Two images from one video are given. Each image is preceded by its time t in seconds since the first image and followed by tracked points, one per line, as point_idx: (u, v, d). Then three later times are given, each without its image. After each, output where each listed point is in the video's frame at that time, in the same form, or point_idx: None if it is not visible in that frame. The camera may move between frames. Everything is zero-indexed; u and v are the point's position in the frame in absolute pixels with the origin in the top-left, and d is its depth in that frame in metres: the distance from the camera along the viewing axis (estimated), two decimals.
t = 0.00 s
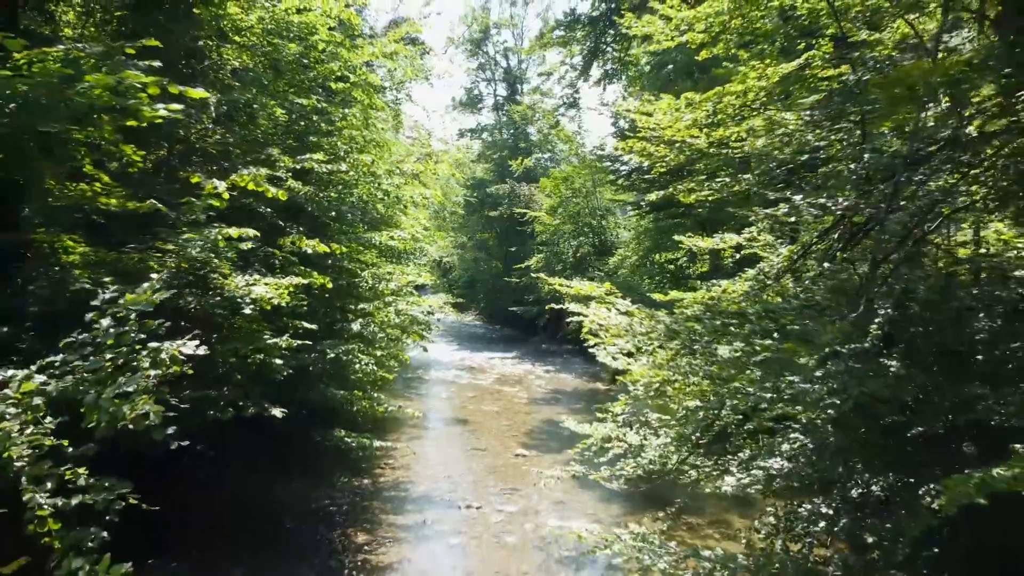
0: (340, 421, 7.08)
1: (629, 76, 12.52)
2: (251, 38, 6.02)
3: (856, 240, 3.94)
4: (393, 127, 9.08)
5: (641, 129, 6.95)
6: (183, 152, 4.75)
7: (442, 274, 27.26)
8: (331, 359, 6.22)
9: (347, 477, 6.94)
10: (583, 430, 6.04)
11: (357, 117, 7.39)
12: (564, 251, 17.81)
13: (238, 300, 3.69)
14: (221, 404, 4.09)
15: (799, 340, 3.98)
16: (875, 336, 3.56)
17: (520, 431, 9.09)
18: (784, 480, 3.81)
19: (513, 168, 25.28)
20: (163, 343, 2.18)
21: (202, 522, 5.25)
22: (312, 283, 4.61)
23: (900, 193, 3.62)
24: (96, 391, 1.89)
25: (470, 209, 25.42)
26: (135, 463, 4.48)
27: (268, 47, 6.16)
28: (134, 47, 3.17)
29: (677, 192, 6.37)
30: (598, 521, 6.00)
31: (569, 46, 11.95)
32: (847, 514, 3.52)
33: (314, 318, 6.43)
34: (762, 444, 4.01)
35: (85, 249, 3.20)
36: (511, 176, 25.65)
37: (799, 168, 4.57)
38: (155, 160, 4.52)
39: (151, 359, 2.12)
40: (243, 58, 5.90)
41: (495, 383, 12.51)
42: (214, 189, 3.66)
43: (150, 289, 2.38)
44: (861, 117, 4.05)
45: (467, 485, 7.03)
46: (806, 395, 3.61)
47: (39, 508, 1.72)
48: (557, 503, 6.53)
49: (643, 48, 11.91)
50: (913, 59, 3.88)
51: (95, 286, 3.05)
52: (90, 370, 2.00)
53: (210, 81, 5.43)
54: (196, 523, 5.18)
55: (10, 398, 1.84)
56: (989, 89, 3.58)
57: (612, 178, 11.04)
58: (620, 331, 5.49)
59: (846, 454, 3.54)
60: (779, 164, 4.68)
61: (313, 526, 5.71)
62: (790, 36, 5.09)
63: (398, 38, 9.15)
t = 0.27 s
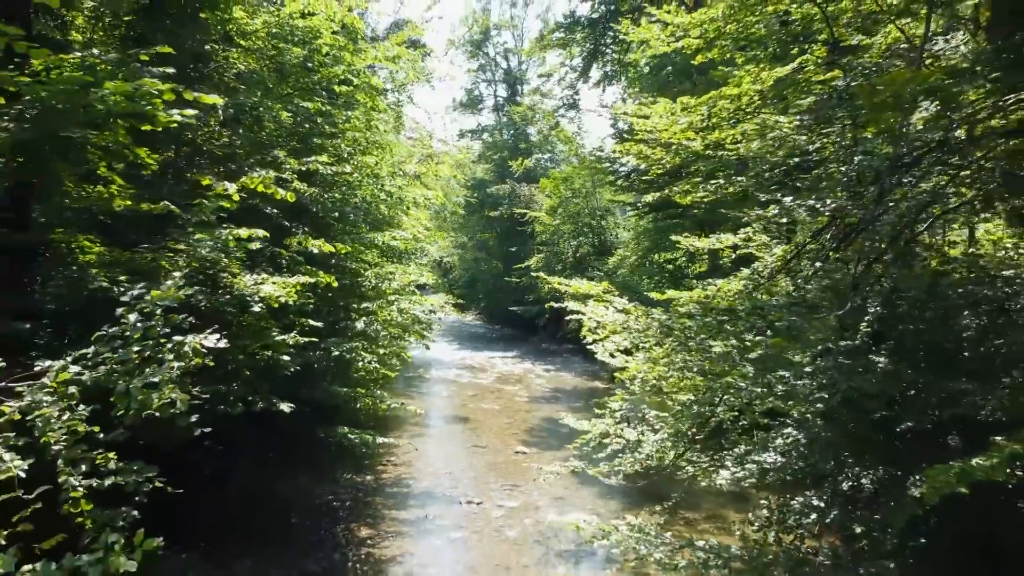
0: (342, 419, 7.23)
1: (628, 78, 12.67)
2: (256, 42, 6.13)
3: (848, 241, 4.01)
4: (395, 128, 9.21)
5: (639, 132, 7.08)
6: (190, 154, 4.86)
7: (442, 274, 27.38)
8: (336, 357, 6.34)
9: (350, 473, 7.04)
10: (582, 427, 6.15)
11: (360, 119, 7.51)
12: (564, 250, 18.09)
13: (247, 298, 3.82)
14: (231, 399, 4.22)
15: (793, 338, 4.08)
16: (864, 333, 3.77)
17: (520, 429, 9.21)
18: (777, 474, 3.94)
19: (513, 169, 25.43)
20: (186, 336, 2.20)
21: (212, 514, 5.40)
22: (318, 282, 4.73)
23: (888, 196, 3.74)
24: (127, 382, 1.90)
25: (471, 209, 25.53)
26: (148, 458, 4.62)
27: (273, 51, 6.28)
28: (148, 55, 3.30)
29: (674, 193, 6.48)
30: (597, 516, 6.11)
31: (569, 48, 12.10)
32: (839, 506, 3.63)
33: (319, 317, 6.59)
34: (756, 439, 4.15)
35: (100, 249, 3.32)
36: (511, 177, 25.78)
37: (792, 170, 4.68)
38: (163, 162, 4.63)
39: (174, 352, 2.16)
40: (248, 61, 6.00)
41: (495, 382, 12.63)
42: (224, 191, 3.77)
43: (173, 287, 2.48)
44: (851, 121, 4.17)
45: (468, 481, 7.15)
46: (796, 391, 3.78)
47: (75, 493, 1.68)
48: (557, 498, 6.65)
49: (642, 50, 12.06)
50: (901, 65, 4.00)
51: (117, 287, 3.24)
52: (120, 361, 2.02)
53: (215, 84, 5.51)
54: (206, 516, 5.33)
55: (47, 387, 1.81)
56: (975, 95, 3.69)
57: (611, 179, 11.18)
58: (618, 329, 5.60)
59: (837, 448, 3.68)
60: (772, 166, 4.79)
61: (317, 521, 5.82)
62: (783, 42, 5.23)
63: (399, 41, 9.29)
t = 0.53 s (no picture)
0: (346, 415, 7.24)
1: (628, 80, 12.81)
2: (261, 45, 6.25)
3: (841, 241, 4.07)
4: (397, 130, 9.34)
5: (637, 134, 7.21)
6: (197, 155, 4.97)
7: (443, 274, 27.50)
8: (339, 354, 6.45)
9: (353, 470, 7.16)
10: (580, 423, 6.28)
11: (363, 121, 7.63)
12: (564, 250, 18.50)
13: (256, 297, 3.89)
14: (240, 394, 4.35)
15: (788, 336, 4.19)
16: (855, 331, 3.96)
17: (521, 427, 9.33)
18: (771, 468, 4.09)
19: (513, 169, 25.57)
20: (208, 330, 2.31)
21: (219, 508, 5.51)
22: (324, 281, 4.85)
23: (885, 199, 3.83)
24: (151, 374, 2.00)
25: (471, 209, 25.66)
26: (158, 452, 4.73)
27: (278, 54, 6.40)
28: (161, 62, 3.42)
29: (671, 193, 6.60)
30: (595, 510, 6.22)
31: (569, 50, 12.22)
32: (830, 498, 3.75)
33: (323, 316, 6.72)
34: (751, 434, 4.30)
35: (115, 248, 3.43)
36: (512, 177, 25.92)
37: (784, 172, 4.81)
38: (172, 163, 4.74)
39: (196, 346, 2.25)
40: (253, 64, 6.12)
41: (496, 381, 12.75)
42: (234, 193, 3.88)
43: (195, 284, 2.59)
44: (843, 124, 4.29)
45: (469, 478, 7.27)
46: (786, 384, 3.96)
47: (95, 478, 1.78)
48: (557, 494, 6.77)
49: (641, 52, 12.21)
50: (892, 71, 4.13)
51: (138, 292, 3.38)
52: (146, 353, 2.11)
53: (221, 87, 5.62)
54: (213, 509, 5.45)
55: (77, 376, 1.91)
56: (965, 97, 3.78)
57: (610, 180, 11.31)
58: (616, 327, 5.72)
59: (828, 442, 3.80)
60: (767, 167, 4.91)
61: (321, 516, 5.93)
62: (777, 47, 5.35)
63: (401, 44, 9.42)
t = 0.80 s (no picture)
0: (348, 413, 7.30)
1: (627, 82, 12.94)
2: (266, 49, 6.37)
3: (833, 242, 4.22)
4: (399, 132, 9.48)
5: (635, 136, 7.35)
6: (204, 157, 5.10)
7: (443, 274, 27.65)
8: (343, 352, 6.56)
9: (356, 466, 7.30)
10: (579, 420, 6.41)
11: (366, 123, 7.77)
12: (564, 250, 18.67)
13: (264, 295, 3.90)
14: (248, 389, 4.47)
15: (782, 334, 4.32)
16: (846, 329, 4.09)
17: (521, 425, 9.45)
18: (765, 462, 4.22)
19: (513, 170, 25.73)
20: (226, 325, 2.43)
21: (228, 504, 5.59)
22: (330, 281, 4.97)
23: (873, 202, 4.00)
24: (175, 366, 2.14)
25: (472, 210, 25.79)
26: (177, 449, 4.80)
27: (282, 58, 6.53)
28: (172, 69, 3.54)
29: (668, 195, 6.73)
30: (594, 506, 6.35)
31: (568, 52, 12.36)
32: (822, 492, 3.89)
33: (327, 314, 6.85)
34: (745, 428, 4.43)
35: (130, 249, 3.56)
36: (512, 178, 26.07)
37: (778, 174, 4.94)
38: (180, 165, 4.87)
39: (216, 341, 2.36)
40: (259, 67, 6.26)
41: (496, 380, 12.86)
42: (243, 195, 4.01)
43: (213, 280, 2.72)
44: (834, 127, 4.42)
45: (470, 474, 7.39)
46: (779, 380, 4.17)
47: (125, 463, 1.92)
48: (557, 489, 6.88)
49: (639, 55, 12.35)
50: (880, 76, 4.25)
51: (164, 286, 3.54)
52: (170, 346, 2.24)
53: (227, 90, 5.75)
54: (222, 505, 5.52)
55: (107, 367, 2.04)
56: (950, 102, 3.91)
57: (610, 181, 11.45)
58: (614, 325, 5.85)
59: (821, 436, 3.92)
60: (761, 169, 5.03)
61: (325, 511, 6.05)
62: (769, 53, 5.49)
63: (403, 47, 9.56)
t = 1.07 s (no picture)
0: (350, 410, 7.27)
1: (626, 84, 13.08)
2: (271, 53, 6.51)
3: (824, 243, 4.36)
4: (400, 134, 9.63)
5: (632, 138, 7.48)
6: (210, 159, 5.22)
7: (444, 274, 27.81)
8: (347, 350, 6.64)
9: (360, 462, 7.43)
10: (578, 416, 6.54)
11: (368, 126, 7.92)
12: (564, 250, 18.93)
13: (273, 295, 3.80)
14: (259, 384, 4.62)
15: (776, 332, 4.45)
16: (837, 326, 4.21)
17: (521, 422, 9.59)
18: (759, 456, 4.39)
19: (514, 170, 25.89)
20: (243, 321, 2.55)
21: (236, 499, 5.72)
22: (336, 279, 5.10)
23: (867, 198, 4.20)
24: (196, 359, 2.26)
25: (473, 210, 25.95)
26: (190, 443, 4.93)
27: (287, 62, 6.66)
28: (183, 76, 3.69)
29: (665, 196, 6.86)
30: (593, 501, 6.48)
31: (568, 54, 12.50)
32: (814, 485, 4.02)
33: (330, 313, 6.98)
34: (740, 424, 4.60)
35: (143, 249, 3.68)
36: (512, 179, 26.23)
37: (771, 176, 5.07)
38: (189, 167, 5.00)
39: (234, 335, 2.48)
40: (264, 71, 6.40)
41: (496, 379, 12.99)
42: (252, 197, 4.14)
43: (231, 279, 2.87)
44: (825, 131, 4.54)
45: (471, 470, 7.51)
46: (772, 376, 4.25)
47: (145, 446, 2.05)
48: (556, 485, 7.01)
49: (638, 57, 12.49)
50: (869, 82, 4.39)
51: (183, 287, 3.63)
52: (191, 341, 2.36)
53: (233, 93, 5.88)
54: (230, 500, 5.65)
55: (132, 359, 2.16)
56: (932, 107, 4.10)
57: (609, 182, 11.59)
58: (611, 323, 5.99)
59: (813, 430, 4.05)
60: (755, 170, 5.15)
61: (329, 506, 6.18)
62: (762, 58, 5.63)
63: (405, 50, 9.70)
